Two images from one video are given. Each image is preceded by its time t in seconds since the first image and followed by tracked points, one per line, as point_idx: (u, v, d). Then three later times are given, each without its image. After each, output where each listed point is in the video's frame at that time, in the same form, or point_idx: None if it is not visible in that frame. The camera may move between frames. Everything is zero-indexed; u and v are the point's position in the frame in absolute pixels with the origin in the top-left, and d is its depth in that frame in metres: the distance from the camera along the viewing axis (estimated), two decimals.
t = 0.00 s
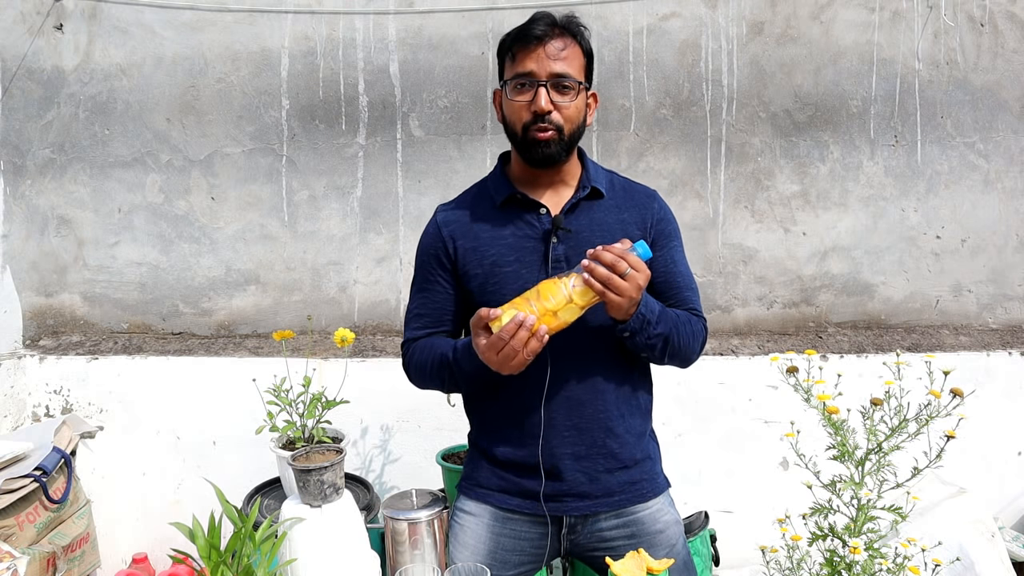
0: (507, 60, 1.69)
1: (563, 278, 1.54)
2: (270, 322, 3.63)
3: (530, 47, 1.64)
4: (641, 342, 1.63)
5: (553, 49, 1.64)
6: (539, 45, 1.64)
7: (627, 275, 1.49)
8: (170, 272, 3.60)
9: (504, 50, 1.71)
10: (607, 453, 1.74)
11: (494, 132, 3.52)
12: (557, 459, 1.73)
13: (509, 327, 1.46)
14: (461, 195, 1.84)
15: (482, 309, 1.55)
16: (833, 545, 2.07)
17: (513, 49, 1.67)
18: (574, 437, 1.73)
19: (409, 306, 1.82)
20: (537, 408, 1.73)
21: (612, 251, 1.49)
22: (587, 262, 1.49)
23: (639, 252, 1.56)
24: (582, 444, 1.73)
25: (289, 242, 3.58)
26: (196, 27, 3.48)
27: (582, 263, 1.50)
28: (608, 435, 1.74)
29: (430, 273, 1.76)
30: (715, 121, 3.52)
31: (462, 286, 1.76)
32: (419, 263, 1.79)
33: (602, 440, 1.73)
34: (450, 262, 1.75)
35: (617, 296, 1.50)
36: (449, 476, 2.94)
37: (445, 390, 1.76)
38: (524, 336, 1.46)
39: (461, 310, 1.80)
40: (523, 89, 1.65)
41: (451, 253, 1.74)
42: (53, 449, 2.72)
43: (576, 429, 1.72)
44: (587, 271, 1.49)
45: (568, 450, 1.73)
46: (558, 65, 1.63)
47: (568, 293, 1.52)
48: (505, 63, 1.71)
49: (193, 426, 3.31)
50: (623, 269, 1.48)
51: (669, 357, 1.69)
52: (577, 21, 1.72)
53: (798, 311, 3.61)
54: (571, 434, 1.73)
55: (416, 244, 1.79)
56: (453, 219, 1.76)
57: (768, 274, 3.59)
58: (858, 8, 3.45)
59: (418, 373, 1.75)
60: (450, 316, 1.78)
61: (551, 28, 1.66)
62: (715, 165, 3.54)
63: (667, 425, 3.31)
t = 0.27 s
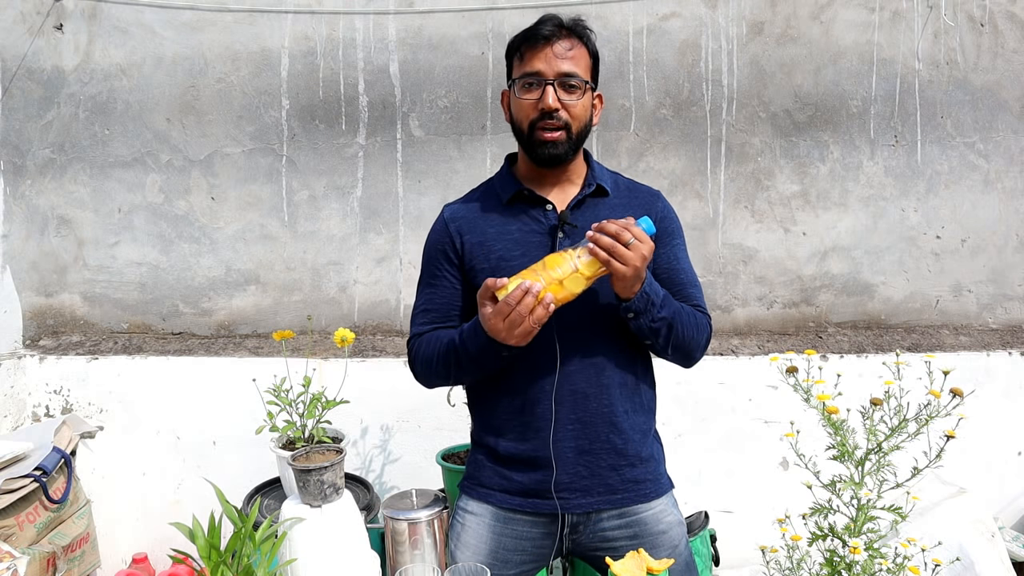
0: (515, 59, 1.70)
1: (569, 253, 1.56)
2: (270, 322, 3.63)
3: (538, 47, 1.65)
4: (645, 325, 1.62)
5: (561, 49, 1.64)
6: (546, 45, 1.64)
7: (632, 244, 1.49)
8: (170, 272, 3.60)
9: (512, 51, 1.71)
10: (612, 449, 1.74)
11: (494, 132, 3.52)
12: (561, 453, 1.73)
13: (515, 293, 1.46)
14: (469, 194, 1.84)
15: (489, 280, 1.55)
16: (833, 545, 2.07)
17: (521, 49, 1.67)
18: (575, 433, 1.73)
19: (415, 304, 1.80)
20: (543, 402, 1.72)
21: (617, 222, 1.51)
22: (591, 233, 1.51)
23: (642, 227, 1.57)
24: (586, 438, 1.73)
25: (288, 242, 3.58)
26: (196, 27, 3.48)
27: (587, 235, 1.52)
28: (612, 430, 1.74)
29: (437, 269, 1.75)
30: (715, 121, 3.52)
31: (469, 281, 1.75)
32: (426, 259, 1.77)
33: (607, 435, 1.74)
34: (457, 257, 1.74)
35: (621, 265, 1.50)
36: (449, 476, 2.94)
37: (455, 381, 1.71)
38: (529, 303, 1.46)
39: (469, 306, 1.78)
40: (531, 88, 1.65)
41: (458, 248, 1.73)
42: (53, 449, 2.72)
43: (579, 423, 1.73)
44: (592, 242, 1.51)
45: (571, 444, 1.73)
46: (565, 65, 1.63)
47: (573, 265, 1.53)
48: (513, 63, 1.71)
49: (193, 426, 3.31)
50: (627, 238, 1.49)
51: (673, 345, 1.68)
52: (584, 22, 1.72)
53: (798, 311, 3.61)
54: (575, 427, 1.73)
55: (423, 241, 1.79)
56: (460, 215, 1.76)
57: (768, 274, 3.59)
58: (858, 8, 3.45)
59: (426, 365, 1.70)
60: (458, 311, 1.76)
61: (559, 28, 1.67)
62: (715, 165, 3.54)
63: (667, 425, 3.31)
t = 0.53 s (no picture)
0: (518, 61, 1.70)
1: (573, 241, 1.56)
2: (270, 322, 3.63)
3: (540, 49, 1.65)
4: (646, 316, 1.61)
5: (563, 50, 1.64)
6: (548, 46, 1.64)
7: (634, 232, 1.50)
8: (170, 272, 3.60)
9: (514, 53, 1.71)
10: (612, 447, 1.74)
11: (494, 132, 3.52)
12: (563, 451, 1.73)
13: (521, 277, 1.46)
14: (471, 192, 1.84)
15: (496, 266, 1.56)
16: (833, 545, 2.07)
17: (523, 51, 1.67)
18: (576, 431, 1.73)
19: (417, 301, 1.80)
20: (545, 400, 1.72)
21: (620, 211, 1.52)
22: (595, 220, 1.52)
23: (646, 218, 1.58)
24: (588, 436, 1.73)
25: (288, 242, 3.58)
26: (196, 27, 3.48)
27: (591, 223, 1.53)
28: (613, 428, 1.74)
29: (440, 267, 1.75)
30: (715, 121, 3.52)
31: (473, 280, 1.75)
32: (428, 257, 1.77)
33: (608, 433, 1.74)
34: (460, 256, 1.74)
35: (626, 251, 1.50)
36: (449, 476, 2.93)
37: (460, 376, 1.69)
38: (535, 287, 1.46)
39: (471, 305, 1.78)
40: (534, 89, 1.65)
41: (461, 246, 1.73)
42: (53, 448, 2.72)
43: (580, 421, 1.73)
44: (596, 229, 1.52)
45: (573, 443, 1.73)
46: (567, 66, 1.63)
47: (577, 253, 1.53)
48: (516, 65, 1.71)
49: (193, 426, 3.31)
50: (630, 225, 1.50)
51: (673, 341, 1.68)
52: (586, 23, 1.72)
53: (798, 311, 3.61)
54: (576, 425, 1.73)
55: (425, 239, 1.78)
56: (463, 214, 1.76)
57: (768, 274, 3.59)
58: (858, 8, 3.45)
59: (430, 358, 1.70)
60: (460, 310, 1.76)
61: (561, 30, 1.67)
62: (715, 165, 3.54)
63: (667, 425, 3.31)
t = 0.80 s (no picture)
0: (515, 62, 1.69)
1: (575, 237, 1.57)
2: (270, 322, 3.63)
3: (537, 50, 1.64)
4: (646, 311, 1.62)
5: (560, 51, 1.64)
6: (546, 48, 1.64)
7: (635, 225, 1.51)
8: (170, 272, 3.60)
9: (511, 54, 1.71)
10: (614, 445, 1.74)
11: (494, 132, 3.52)
12: (565, 450, 1.72)
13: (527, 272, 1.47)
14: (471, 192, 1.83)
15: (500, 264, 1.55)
16: (833, 545, 2.07)
17: (520, 52, 1.67)
18: (577, 431, 1.72)
19: (417, 302, 1.79)
20: (547, 400, 1.72)
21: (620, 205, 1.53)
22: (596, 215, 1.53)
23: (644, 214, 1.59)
24: (590, 435, 1.73)
25: (288, 242, 3.58)
26: (196, 27, 3.48)
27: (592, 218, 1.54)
28: (614, 426, 1.74)
29: (441, 268, 1.74)
30: (715, 121, 3.52)
31: (474, 281, 1.75)
32: (428, 257, 1.76)
33: (609, 431, 1.74)
34: (461, 257, 1.73)
35: (628, 244, 1.51)
36: (449, 476, 2.93)
37: (461, 376, 1.70)
38: (542, 281, 1.47)
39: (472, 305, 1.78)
40: (532, 91, 1.65)
41: (462, 247, 1.72)
42: (53, 448, 2.72)
43: (582, 420, 1.72)
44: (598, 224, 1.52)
45: (575, 442, 1.72)
46: (566, 67, 1.63)
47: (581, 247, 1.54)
48: (513, 66, 1.71)
49: (193, 426, 3.31)
50: (630, 219, 1.51)
51: (671, 338, 1.69)
52: (582, 22, 1.72)
53: (798, 311, 3.61)
54: (578, 425, 1.72)
55: (425, 239, 1.78)
56: (463, 214, 1.75)
57: (768, 274, 3.60)
58: (858, 8, 3.45)
59: (431, 359, 1.69)
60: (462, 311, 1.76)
61: (558, 30, 1.67)
62: (715, 165, 3.54)
63: (667, 425, 3.31)
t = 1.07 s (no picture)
0: (509, 69, 1.69)
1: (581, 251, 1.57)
2: (270, 322, 3.62)
3: (531, 57, 1.64)
4: (647, 317, 1.63)
5: (554, 57, 1.63)
6: (540, 55, 1.63)
7: (640, 234, 1.53)
8: (170, 272, 3.60)
9: (506, 61, 1.70)
10: (617, 442, 1.74)
11: (494, 132, 3.52)
12: (569, 449, 1.73)
13: (541, 293, 1.46)
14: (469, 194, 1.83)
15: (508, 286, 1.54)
16: (833, 545, 2.07)
17: (514, 60, 1.66)
18: (579, 431, 1.72)
19: (416, 306, 1.79)
20: (550, 401, 1.72)
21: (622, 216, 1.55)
22: (600, 228, 1.54)
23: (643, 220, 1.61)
24: (594, 434, 1.73)
25: (288, 242, 3.58)
26: (196, 27, 3.48)
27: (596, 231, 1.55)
28: (617, 424, 1.74)
29: (442, 271, 1.74)
30: (715, 121, 3.52)
31: (476, 285, 1.75)
32: (428, 261, 1.75)
33: (612, 428, 1.74)
34: (463, 261, 1.73)
35: (636, 254, 1.52)
36: (449, 476, 2.92)
37: (465, 386, 1.71)
38: (556, 301, 1.46)
39: (473, 308, 1.78)
40: (527, 99, 1.65)
41: (463, 251, 1.72)
42: (53, 448, 2.72)
43: (585, 419, 1.72)
44: (603, 237, 1.53)
45: (579, 441, 1.72)
46: (560, 74, 1.63)
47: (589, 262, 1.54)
48: (508, 73, 1.70)
49: (193, 426, 3.31)
50: (634, 229, 1.53)
51: (671, 341, 1.70)
52: (577, 24, 1.70)
53: (798, 311, 3.61)
54: (581, 424, 1.72)
55: (424, 243, 1.77)
56: (463, 218, 1.75)
57: (768, 274, 3.60)
58: (858, 8, 3.45)
59: (435, 369, 1.70)
60: (463, 314, 1.76)
61: (551, 35, 1.65)
62: (715, 165, 3.54)
63: (668, 425, 3.31)
